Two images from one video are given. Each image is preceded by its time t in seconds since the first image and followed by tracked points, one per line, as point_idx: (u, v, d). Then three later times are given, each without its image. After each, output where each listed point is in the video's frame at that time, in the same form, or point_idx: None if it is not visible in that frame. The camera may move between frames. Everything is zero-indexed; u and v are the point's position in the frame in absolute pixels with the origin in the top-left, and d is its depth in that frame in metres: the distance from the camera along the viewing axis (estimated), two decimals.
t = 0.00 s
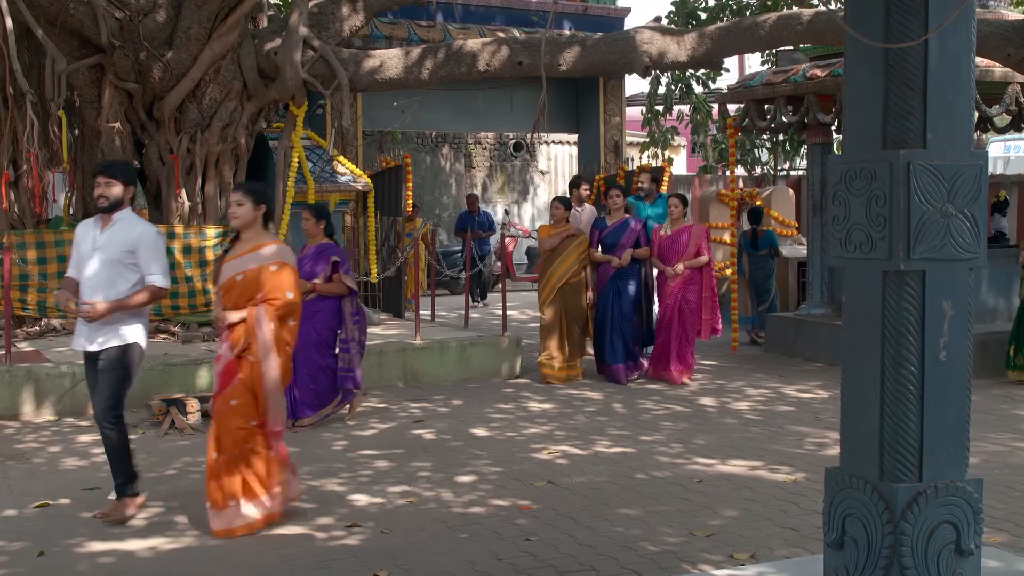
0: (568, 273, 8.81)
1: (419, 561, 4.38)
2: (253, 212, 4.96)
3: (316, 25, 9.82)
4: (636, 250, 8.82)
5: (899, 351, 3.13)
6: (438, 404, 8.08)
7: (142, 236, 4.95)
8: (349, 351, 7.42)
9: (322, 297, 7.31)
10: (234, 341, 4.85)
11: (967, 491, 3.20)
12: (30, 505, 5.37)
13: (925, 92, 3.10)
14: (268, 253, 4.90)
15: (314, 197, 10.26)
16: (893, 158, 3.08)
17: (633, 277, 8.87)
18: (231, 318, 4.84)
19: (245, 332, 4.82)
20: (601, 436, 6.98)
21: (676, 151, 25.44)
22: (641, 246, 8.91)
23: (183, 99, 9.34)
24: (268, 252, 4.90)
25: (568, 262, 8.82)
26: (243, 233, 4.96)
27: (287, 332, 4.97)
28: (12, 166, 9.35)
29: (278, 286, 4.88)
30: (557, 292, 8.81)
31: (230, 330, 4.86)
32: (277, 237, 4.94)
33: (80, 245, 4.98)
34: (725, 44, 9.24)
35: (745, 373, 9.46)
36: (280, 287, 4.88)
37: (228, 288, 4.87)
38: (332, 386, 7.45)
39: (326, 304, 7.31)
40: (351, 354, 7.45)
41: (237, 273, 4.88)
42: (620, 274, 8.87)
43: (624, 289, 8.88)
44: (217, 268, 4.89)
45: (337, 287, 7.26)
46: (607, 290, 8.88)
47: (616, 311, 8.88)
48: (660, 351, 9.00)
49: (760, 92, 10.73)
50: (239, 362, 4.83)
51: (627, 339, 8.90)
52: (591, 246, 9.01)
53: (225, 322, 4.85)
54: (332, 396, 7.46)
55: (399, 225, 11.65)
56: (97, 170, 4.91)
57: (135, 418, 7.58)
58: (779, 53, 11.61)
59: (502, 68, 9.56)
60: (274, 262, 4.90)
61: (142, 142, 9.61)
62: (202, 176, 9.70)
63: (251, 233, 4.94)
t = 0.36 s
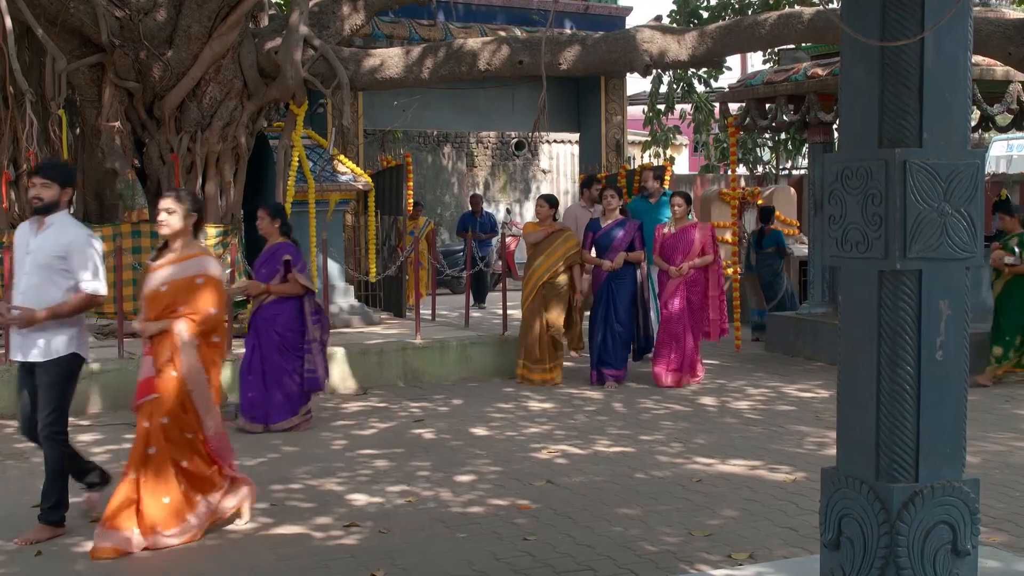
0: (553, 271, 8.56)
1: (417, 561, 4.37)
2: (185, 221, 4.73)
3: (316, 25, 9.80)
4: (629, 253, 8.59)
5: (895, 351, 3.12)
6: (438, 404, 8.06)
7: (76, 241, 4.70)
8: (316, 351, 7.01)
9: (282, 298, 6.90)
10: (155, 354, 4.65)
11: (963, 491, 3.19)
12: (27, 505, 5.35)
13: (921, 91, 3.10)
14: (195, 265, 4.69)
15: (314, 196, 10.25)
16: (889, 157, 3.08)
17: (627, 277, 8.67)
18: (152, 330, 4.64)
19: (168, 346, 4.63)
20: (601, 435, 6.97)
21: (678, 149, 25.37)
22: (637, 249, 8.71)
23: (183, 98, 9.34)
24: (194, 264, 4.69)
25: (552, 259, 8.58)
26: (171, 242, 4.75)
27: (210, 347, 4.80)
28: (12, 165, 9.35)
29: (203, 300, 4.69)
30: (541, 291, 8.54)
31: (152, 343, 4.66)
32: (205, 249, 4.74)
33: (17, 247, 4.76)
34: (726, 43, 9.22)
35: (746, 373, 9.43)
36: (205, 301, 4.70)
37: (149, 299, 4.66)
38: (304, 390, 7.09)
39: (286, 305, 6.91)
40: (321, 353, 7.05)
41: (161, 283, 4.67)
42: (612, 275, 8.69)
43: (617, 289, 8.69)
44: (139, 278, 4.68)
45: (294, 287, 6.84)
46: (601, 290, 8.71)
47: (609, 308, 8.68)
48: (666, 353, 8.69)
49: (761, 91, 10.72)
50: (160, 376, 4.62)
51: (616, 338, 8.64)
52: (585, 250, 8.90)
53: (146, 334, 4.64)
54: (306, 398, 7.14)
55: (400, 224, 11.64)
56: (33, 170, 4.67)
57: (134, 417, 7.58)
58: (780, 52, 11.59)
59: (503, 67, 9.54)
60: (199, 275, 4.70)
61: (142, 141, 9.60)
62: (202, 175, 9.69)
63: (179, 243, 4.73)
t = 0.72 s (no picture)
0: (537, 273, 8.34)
1: (413, 561, 4.37)
2: (103, 218, 4.47)
3: (316, 24, 9.79)
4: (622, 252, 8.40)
5: (891, 350, 3.13)
6: (437, 404, 8.04)
7: None
8: (265, 353, 6.88)
9: (232, 298, 6.78)
10: (73, 353, 4.39)
11: (958, 492, 3.19)
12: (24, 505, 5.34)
13: (916, 90, 3.10)
14: (110, 264, 4.42)
15: (313, 196, 10.25)
16: (884, 156, 3.08)
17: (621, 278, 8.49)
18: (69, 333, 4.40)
19: (84, 348, 4.37)
20: (599, 435, 6.96)
21: (679, 148, 25.31)
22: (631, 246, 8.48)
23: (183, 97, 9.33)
24: (111, 263, 4.42)
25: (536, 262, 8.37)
26: (91, 241, 4.49)
27: (132, 350, 4.49)
28: (11, 164, 9.33)
29: (119, 301, 4.41)
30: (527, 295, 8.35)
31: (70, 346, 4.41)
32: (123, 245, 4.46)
33: None
34: (725, 41, 9.20)
35: (746, 373, 9.41)
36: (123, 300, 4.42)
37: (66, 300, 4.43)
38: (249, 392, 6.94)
39: (236, 305, 6.79)
40: (270, 355, 6.97)
41: (78, 284, 4.43)
42: (604, 275, 8.52)
43: (611, 292, 8.53)
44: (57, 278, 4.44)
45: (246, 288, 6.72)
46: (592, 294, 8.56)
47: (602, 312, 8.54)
48: (663, 359, 8.33)
49: (761, 90, 10.70)
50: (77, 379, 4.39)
51: (612, 345, 8.56)
52: (576, 248, 8.70)
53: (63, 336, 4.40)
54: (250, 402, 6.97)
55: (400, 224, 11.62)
56: None
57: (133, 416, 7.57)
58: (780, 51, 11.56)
59: (502, 67, 9.51)
60: (115, 274, 4.42)
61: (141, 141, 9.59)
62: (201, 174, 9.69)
63: (97, 241, 4.47)
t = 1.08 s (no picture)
0: (520, 274, 8.16)
1: (410, 561, 4.36)
2: (14, 217, 4.36)
3: (317, 24, 9.79)
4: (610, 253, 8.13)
5: (887, 351, 3.14)
6: (437, 404, 8.03)
7: None
8: (217, 360, 6.69)
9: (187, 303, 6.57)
10: None
11: (956, 493, 3.20)
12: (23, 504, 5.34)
13: (913, 90, 3.11)
14: (20, 265, 4.30)
15: (315, 195, 10.24)
16: (880, 155, 3.09)
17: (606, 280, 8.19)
18: None
19: None
20: (599, 435, 6.95)
21: (682, 147, 25.29)
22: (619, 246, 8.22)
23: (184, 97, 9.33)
24: (21, 263, 4.31)
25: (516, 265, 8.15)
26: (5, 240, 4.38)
27: (43, 353, 4.35)
28: (11, 163, 9.31)
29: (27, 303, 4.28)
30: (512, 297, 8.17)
31: None
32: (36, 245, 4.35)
33: None
34: (727, 41, 9.18)
35: (747, 373, 9.40)
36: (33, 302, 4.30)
37: None
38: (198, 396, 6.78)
39: (192, 313, 6.58)
40: (222, 362, 6.76)
41: None
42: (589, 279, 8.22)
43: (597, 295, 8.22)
44: None
45: (199, 294, 6.53)
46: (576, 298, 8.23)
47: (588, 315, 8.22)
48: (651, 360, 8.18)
49: (763, 90, 10.68)
50: None
51: (596, 349, 8.23)
52: (564, 249, 8.45)
53: None
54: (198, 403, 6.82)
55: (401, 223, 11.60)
56: None
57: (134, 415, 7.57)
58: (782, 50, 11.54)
59: (503, 66, 9.50)
60: (27, 274, 4.30)
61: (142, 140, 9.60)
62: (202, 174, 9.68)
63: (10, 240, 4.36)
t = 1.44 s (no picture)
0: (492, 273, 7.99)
1: (409, 562, 4.36)
2: None
3: (319, 23, 9.78)
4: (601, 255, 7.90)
5: (885, 351, 3.13)
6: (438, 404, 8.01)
7: None
8: (168, 361, 6.70)
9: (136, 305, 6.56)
10: None
11: (953, 494, 3.19)
12: (23, 505, 5.34)
13: (910, 89, 3.10)
14: None
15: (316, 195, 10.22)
16: (877, 155, 3.08)
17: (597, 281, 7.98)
18: None
19: None
20: (600, 435, 6.94)
21: (685, 147, 25.25)
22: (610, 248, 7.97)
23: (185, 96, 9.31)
24: None
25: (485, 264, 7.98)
26: None
27: None
28: (13, 162, 9.41)
29: None
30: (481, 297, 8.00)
31: None
32: None
33: None
34: (729, 40, 9.15)
35: (748, 373, 9.38)
36: None
37: None
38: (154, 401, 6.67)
39: (142, 311, 6.57)
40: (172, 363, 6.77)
41: None
42: (579, 278, 7.99)
43: (587, 296, 7.98)
44: None
45: (148, 293, 6.51)
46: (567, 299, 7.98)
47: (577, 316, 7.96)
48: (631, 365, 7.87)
49: (765, 89, 10.66)
50: None
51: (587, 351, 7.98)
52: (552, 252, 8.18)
53: None
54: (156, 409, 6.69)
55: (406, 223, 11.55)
56: None
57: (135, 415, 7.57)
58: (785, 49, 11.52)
59: (504, 65, 9.49)
60: None
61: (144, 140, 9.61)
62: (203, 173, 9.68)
63: None
